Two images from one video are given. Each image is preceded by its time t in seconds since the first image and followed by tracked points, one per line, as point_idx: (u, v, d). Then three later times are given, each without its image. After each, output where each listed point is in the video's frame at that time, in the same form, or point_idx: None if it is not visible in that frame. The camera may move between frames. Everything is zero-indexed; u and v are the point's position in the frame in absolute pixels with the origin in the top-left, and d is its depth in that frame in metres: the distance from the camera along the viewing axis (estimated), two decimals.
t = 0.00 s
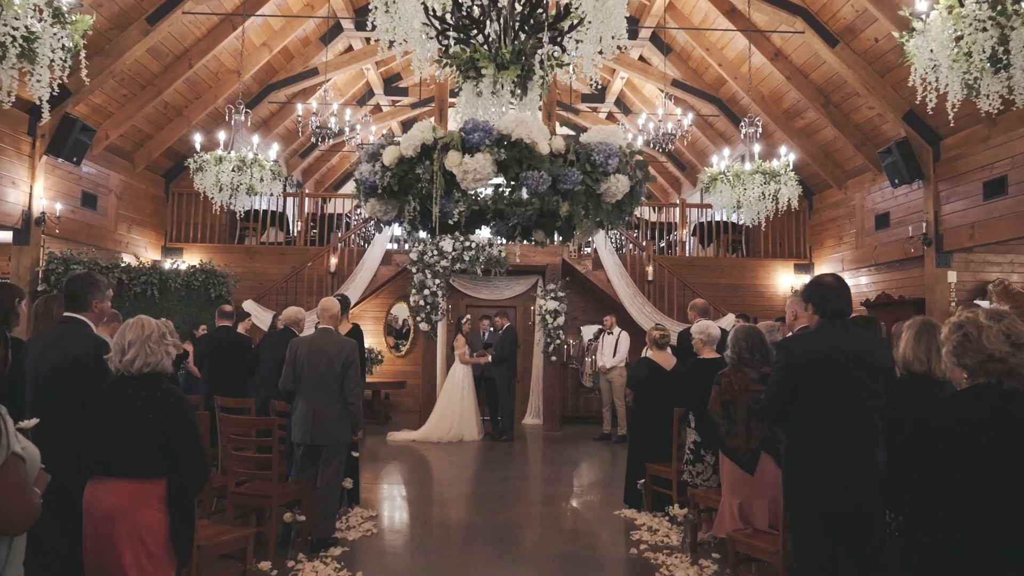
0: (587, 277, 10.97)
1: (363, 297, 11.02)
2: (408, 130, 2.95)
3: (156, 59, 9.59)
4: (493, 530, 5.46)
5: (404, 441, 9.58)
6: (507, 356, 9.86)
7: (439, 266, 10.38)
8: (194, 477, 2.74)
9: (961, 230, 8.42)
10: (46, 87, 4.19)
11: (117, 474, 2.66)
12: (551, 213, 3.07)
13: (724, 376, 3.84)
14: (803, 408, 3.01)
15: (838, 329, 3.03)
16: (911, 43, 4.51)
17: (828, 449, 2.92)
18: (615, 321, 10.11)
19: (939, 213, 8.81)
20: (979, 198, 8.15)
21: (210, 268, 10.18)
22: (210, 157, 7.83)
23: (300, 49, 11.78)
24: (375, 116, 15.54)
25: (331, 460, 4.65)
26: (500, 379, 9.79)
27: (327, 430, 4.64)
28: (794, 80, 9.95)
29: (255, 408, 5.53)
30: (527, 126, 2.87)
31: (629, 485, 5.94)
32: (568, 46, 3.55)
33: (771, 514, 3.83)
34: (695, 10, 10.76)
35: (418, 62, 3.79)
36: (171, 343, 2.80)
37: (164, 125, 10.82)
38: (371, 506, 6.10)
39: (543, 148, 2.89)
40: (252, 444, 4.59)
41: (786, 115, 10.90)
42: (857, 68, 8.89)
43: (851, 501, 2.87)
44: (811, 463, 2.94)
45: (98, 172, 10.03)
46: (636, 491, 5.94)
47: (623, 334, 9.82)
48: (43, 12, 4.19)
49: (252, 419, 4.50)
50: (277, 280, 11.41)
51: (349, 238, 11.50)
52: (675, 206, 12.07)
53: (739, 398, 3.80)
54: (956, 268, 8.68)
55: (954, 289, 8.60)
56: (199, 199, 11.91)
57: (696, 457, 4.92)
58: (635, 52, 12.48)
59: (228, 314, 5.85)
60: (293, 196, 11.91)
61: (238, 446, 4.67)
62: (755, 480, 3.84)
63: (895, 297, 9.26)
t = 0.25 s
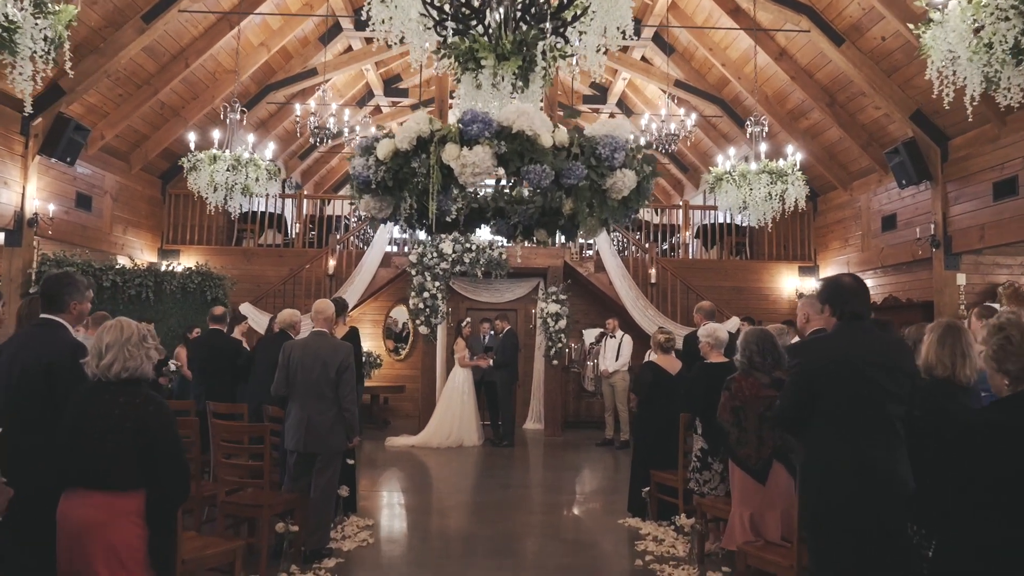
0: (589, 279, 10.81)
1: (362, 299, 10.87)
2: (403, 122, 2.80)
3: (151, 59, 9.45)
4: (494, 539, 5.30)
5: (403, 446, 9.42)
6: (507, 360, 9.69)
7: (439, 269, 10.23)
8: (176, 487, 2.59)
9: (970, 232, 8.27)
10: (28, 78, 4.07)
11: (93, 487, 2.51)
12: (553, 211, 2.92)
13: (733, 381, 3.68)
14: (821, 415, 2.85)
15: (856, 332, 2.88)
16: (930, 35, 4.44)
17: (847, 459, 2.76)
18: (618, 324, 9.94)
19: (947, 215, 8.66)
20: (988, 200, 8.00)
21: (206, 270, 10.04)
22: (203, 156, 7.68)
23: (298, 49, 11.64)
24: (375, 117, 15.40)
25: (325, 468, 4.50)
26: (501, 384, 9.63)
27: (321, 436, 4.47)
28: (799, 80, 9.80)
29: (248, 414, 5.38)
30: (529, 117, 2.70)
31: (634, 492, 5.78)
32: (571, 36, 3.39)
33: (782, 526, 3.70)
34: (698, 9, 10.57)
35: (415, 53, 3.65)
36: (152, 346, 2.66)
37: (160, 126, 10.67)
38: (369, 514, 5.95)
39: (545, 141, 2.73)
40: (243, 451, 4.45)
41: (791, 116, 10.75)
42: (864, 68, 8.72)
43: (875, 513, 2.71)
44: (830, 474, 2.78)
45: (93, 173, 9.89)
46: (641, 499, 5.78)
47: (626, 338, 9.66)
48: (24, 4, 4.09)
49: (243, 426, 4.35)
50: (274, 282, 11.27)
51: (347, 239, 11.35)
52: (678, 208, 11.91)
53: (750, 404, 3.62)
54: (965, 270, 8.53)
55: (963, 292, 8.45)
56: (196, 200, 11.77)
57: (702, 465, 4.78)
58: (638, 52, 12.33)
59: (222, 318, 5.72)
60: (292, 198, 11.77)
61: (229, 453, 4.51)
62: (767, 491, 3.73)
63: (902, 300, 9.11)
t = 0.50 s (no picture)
0: (590, 282, 10.61)
1: (358, 302, 10.66)
2: (395, 110, 2.58)
3: (144, 57, 9.26)
4: (494, 552, 5.08)
5: (400, 453, 9.20)
6: (507, 365, 9.48)
7: (437, 271, 10.04)
8: (149, 506, 2.39)
9: (982, 233, 8.08)
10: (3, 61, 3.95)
11: (59, 502, 2.30)
12: (557, 206, 2.72)
13: (746, 387, 3.45)
14: (846, 426, 2.63)
15: (883, 336, 2.67)
16: (952, 25, 4.31)
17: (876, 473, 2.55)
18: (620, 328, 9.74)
19: (958, 216, 8.48)
20: (1001, 200, 7.82)
21: (199, 272, 9.84)
22: (194, 154, 7.48)
23: (295, 49, 11.47)
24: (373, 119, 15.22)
25: (316, 479, 4.27)
26: (501, 389, 9.43)
27: (311, 446, 4.26)
28: (804, 79, 9.63)
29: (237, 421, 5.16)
30: (530, 104, 2.49)
31: (639, 502, 5.56)
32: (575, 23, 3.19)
33: (798, 542, 3.44)
34: (701, 7, 10.41)
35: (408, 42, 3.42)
36: (126, 350, 2.45)
37: (154, 126, 10.49)
38: (364, 525, 5.74)
39: (549, 130, 2.52)
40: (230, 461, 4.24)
41: (796, 117, 10.58)
42: (871, 66, 8.54)
43: (906, 532, 2.50)
44: (856, 490, 2.57)
45: (84, 173, 9.69)
46: (646, 510, 5.57)
47: (628, 342, 9.45)
48: None
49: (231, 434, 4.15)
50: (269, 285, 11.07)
51: (343, 242, 11.15)
52: (681, 210, 11.72)
53: (763, 411, 3.42)
54: (976, 273, 8.34)
55: (975, 295, 8.26)
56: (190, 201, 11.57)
57: (711, 475, 4.53)
58: (639, 52, 12.16)
59: (209, 321, 5.59)
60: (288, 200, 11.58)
61: (215, 463, 4.30)
62: (781, 503, 3.46)
63: (912, 304, 8.91)
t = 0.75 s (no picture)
0: (594, 286, 10.44)
1: (358, 306, 10.50)
2: (390, 100, 2.41)
3: (140, 57, 9.13)
4: (497, 564, 4.90)
5: (400, 460, 9.01)
6: (509, 370, 9.29)
7: (439, 275, 9.88)
8: (127, 519, 2.22)
9: (995, 236, 7.91)
10: None
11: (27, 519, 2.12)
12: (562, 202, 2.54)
13: (762, 393, 3.24)
14: (873, 438, 2.45)
15: (911, 340, 2.48)
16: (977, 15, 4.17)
17: (907, 490, 2.36)
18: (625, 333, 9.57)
19: (970, 218, 8.31)
20: (1015, 202, 7.64)
21: (196, 275, 9.69)
22: (189, 154, 7.33)
23: (294, 49, 11.34)
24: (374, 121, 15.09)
25: (311, 490, 4.10)
26: (503, 394, 9.25)
27: (305, 455, 4.08)
28: (812, 79, 9.47)
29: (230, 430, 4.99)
30: (535, 93, 2.31)
31: (645, 513, 5.38)
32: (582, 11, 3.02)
33: (816, 560, 3.21)
34: (707, 7, 10.26)
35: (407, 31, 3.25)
36: (101, 356, 2.29)
37: (151, 128, 10.35)
38: (362, 536, 5.56)
39: (555, 121, 2.35)
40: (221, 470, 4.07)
41: (803, 118, 10.42)
42: (880, 65, 8.38)
43: (939, 554, 2.31)
44: (884, 507, 2.38)
45: (79, 175, 9.55)
46: (653, 521, 5.38)
47: (633, 347, 9.28)
48: None
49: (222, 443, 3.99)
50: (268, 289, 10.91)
51: (343, 245, 10.99)
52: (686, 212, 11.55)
53: (779, 421, 3.21)
54: (989, 276, 8.16)
55: (988, 299, 8.07)
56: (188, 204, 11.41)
57: (721, 486, 4.34)
58: (643, 53, 12.00)
59: (199, 327, 5.65)
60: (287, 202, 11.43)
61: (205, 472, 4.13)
62: (798, 518, 3.23)
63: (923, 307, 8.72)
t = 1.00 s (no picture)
0: (599, 290, 10.27)
1: (359, 310, 10.33)
2: (385, 85, 2.25)
3: (137, 57, 9.00)
4: None
5: (401, 468, 8.82)
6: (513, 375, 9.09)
7: (441, 279, 9.73)
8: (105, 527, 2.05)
9: (1010, 239, 7.72)
10: None
11: None
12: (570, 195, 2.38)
13: (780, 400, 3.05)
14: (907, 450, 2.26)
15: (947, 344, 2.29)
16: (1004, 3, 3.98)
17: (944, 507, 2.17)
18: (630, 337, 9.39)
19: (984, 220, 8.12)
20: None
21: (194, 279, 9.55)
22: (184, 154, 7.18)
23: (295, 51, 11.22)
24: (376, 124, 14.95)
25: (306, 501, 3.92)
26: (506, 400, 9.07)
27: (299, 465, 3.90)
28: (821, 79, 9.30)
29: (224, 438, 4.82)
30: (542, 76, 2.14)
31: (653, 524, 5.19)
32: None
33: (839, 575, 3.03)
34: (714, 6, 10.11)
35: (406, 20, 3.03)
36: (72, 360, 2.12)
37: (150, 130, 10.22)
38: (360, 548, 5.38)
39: (562, 107, 2.19)
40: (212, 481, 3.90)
41: (811, 119, 10.25)
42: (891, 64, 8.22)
43: None
44: (919, 525, 2.19)
45: (77, 177, 9.41)
46: (661, 532, 5.19)
47: (639, 352, 9.09)
48: None
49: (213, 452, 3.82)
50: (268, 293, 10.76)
51: (344, 248, 10.84)
52: (692, 215, 11.37)
53: (799, 431, 3.03)
54: (1004, 280, 7.97)
55: (1003, 304, 7.88)
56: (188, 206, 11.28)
57: (733, 497, 4.16)
58: (648, 54, 11.85)
59: (190, 331, 5.69)
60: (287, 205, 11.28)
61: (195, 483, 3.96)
62: (820, 531, 3.04)
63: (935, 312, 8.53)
